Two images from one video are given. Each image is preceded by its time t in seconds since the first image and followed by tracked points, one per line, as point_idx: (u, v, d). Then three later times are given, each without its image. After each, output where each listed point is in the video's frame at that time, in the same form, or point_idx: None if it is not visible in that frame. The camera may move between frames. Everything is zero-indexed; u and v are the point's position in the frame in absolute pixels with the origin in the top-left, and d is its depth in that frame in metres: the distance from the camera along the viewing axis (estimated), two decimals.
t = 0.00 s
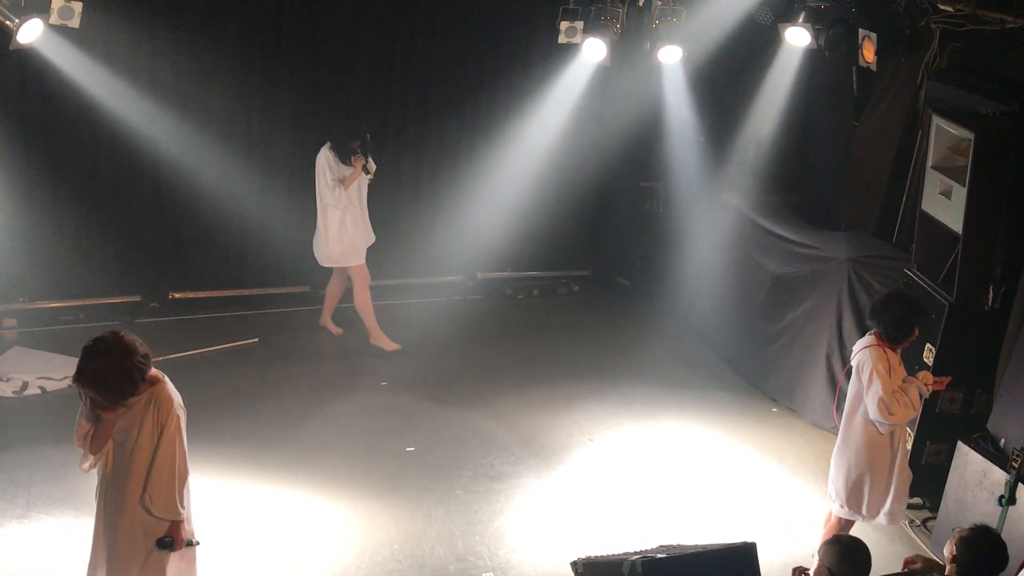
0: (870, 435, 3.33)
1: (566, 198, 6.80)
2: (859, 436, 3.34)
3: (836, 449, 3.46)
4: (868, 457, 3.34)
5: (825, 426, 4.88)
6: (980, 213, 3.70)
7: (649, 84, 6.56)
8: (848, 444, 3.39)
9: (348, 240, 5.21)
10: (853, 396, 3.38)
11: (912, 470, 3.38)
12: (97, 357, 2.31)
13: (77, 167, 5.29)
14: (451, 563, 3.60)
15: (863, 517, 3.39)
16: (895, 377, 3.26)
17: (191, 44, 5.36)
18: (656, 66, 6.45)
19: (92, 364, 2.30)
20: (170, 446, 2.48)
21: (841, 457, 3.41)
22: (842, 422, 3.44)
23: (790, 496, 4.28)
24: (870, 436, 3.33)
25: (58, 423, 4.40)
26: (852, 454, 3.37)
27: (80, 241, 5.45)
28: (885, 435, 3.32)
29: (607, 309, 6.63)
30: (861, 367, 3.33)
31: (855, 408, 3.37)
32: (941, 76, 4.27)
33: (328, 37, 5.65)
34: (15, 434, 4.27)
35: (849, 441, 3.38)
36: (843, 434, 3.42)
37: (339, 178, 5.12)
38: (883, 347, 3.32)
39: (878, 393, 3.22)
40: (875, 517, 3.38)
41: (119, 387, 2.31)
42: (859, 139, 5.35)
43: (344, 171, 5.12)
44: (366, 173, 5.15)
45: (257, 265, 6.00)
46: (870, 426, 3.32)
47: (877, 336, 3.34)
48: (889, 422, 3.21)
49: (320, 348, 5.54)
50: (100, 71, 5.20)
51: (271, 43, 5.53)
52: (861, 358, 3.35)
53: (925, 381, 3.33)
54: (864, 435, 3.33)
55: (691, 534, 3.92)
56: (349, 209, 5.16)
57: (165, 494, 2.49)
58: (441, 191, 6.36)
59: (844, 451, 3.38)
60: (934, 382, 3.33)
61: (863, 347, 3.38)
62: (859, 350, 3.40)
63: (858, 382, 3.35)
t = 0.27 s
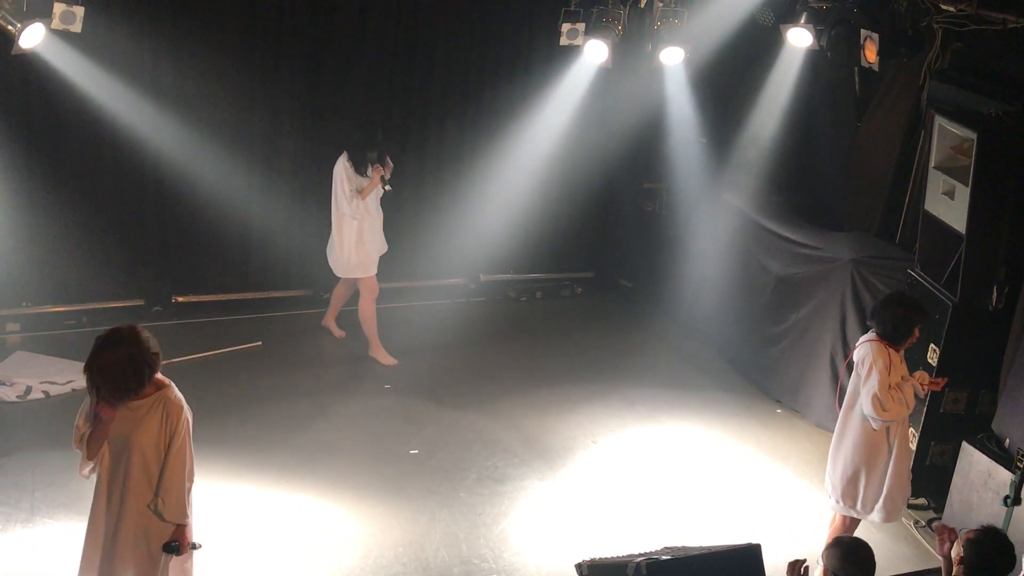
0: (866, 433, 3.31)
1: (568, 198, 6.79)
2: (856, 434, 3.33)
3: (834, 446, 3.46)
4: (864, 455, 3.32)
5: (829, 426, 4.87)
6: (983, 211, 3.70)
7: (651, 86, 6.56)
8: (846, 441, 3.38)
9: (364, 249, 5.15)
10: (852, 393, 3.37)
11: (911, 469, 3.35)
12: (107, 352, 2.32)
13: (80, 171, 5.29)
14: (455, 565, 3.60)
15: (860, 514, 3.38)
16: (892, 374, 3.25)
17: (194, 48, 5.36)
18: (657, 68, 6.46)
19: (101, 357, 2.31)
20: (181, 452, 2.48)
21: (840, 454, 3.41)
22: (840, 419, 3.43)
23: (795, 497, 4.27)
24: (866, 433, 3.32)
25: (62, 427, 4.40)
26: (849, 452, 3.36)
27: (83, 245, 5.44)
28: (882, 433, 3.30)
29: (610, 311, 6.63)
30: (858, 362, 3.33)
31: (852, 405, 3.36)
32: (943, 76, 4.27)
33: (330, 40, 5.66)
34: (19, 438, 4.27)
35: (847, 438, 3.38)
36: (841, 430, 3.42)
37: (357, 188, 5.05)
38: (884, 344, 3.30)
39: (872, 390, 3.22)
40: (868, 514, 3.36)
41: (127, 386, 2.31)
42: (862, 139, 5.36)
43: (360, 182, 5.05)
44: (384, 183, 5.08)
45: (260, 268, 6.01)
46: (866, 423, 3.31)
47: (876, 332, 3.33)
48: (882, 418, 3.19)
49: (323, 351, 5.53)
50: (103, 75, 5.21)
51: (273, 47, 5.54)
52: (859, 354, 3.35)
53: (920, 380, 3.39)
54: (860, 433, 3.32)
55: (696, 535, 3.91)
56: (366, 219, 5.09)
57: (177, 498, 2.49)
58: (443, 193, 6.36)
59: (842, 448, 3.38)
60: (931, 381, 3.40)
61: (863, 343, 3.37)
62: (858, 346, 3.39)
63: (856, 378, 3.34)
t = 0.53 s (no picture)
0: (872, 437, 3.31)
1: (571, 198, 6.80)
2: (862, 438, 3.33)
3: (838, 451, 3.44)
4: (870, 459, 3.32)
5: (833, 426, 4.87)
6: (986, 210, 3.70)
7: (654, 87, 6.57)
8: (850, 446, 3.37)
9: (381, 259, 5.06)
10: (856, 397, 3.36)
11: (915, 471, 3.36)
12: (122, 344, 2.38)
13: (84, 173, 5.30)
14: (459, 566, 3.60)
15: (866, 518, 3.38)
16: (898, 378, 3.25)
17: (198, 50, 5.38)
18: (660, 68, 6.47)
19: (117, 347, 2.37)
20: (190, 457, 2.50)
21: (845, 459, 3.40)
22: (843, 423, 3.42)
23: (800, 497, 4.27)
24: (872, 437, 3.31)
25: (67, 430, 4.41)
26: (855, 456, 3.35)
27: (87, 248, 5.46)
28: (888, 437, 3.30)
29: (613, 312, 6.63)
30: (862, 366, 3.32)
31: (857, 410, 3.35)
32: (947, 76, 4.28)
33: (334, 43, 5.68)
34: (24, 441, 4.28)
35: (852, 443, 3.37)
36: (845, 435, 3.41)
37: (376, 198, 4.96)
38: (885, 348, 3.29)
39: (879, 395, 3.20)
40: (875, 518, 3.36)
41: (144, 376, 2.40)
42: (865, 139, 5.37)
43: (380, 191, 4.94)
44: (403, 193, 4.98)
45: (264, 270, 6.03)
46: (872, 427, 3.30)
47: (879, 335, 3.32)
48: (893, 426, 3.19)
49: (327, 353, 5.54)
50: (107, 78, 5.22)
51: (277, 49, 5.56)
52: (862, 359, 3.34)
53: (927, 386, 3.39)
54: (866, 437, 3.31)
55: (701, 536, 3.91)
56: (384, 230, 5.01)
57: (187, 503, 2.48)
58: (447, 194, 6.37)
59: (848, 453, 3.37)
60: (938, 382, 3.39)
61: (865, 347, 3.36)
62: (860, 350, 3.39)
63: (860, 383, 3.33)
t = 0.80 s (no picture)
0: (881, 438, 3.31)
1: (574, 199, 6.79)
2: (871, 440, 3.32)
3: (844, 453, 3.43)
4: (880, 460, 3.32)
5: (837, 426, 4.87)
6: (989, 209, 3.70)
7: (656, 88, 6.57)
8: (859, 448, 3.36)
9: (392, 268, 4.99)
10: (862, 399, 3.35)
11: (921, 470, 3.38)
12: (128, 345, 2.39)
13: (87, 175, 5.31)
14: (463, 567, 3.60)
15: (875, 519, 3.38)
16: (907, 380, 3.25)
17: (201, 52, 5.39)
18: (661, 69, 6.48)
19: (125, 349, 2.38)
20: (196, 460, 2.50)
21: (852, 461, 3.39)
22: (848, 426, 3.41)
23: (803, 497, 4.27)
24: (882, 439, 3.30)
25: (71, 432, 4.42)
26: (864, 459, 3.34)
27: (91, 250, 5.47)
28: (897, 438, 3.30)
29: (615, 313, 6.63)
30: (869, 369, 3.31)
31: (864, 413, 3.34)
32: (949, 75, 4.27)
33: (336, 44, 5.69)
34: (28, 442, 4.29)
35: (861, 445, 3.35)
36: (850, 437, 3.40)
37: (387, 205, 4.89)
38: (891, 350, 3.29)
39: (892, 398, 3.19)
40: (885, 519, 3.37)
41: (151, 378, 2.42)
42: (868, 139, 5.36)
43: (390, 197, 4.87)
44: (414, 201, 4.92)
45: (268, 272, 6.03)
46: (882, 429, 3.30)
47: (883, 337, 3.32)
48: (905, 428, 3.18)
49: (330, 355, 5.54)
50: (109, 80, 5.23)
51: (280, 51, 5.57)
52: (867, 361, 3.33)
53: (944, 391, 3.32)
54: (875, 439, 3.31)
55: (705, 536, 3.91)
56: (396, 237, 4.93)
57: (197, 503, 2.50)
58: (449, 195, 6.38)
59: (857, 455, 3.36)
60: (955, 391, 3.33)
61: (868, 349, 3.35)
62: (863, 352, 3.38)
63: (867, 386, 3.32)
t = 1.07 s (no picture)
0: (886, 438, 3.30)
1: (575, 198, 6.78)
2: (876, 440, 3.31)
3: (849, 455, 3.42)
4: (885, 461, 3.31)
5: (839, 425, 4.87)
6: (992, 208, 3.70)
7: (657, 87, 6.57)
8: (864, 449, 3.35)
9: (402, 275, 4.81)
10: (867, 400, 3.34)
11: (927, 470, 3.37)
12: (133, 348, 2.40)
13: (88, 177, 5.32)
14: (465, 567, 3.60)
15: (882, 519, 3.37)
16: (911, 380, 3.24)
17: (201, 53, 5.39)
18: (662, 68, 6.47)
19: (131, 352, 2.39)
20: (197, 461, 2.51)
21: (858, 461, 3.38)
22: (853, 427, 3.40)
23: (806, 497, 4.27)
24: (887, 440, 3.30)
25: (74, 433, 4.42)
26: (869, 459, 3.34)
27: (92, 251, 5.47)
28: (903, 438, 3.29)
29: (617, 312, 6.62)
30: (873, 369, 3.30)
31: (869, 413, 3.33)
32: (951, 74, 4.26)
33: (337, 45, 5.68)
34: (30, 444, 4.29)
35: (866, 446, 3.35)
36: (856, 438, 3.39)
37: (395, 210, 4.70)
38: (895, 350, 3.29)
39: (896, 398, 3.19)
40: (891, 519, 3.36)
41: (155, 383, 2.42)
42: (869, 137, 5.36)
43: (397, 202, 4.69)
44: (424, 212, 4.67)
45: (269, 273, 6.04)
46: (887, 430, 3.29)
47: (886, 337, 3.32)
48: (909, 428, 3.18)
49: (331, 356, 5.54)
50: (110, 81, 5.23)
51: (280, 51, 5.57)
52: (871, 362, 3.32)
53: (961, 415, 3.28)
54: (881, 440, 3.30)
55: (708, 536, 3.90)
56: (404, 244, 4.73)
57: (200, 503, 2.52)
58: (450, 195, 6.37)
59: (863, 456, 3.35)
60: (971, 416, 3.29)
61: (871, 350, 3.35)
62: (866, 353, 3.37)
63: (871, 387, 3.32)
